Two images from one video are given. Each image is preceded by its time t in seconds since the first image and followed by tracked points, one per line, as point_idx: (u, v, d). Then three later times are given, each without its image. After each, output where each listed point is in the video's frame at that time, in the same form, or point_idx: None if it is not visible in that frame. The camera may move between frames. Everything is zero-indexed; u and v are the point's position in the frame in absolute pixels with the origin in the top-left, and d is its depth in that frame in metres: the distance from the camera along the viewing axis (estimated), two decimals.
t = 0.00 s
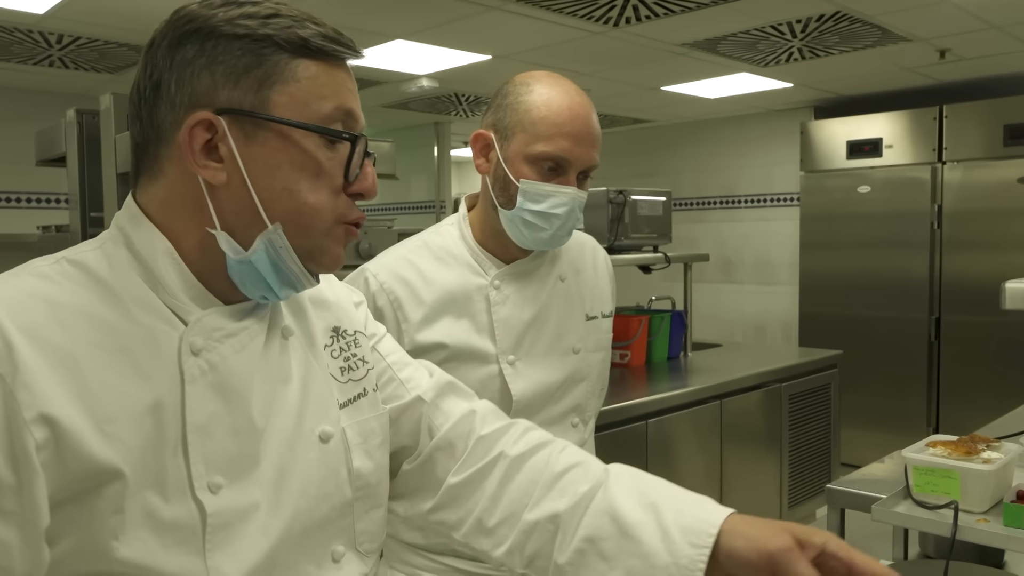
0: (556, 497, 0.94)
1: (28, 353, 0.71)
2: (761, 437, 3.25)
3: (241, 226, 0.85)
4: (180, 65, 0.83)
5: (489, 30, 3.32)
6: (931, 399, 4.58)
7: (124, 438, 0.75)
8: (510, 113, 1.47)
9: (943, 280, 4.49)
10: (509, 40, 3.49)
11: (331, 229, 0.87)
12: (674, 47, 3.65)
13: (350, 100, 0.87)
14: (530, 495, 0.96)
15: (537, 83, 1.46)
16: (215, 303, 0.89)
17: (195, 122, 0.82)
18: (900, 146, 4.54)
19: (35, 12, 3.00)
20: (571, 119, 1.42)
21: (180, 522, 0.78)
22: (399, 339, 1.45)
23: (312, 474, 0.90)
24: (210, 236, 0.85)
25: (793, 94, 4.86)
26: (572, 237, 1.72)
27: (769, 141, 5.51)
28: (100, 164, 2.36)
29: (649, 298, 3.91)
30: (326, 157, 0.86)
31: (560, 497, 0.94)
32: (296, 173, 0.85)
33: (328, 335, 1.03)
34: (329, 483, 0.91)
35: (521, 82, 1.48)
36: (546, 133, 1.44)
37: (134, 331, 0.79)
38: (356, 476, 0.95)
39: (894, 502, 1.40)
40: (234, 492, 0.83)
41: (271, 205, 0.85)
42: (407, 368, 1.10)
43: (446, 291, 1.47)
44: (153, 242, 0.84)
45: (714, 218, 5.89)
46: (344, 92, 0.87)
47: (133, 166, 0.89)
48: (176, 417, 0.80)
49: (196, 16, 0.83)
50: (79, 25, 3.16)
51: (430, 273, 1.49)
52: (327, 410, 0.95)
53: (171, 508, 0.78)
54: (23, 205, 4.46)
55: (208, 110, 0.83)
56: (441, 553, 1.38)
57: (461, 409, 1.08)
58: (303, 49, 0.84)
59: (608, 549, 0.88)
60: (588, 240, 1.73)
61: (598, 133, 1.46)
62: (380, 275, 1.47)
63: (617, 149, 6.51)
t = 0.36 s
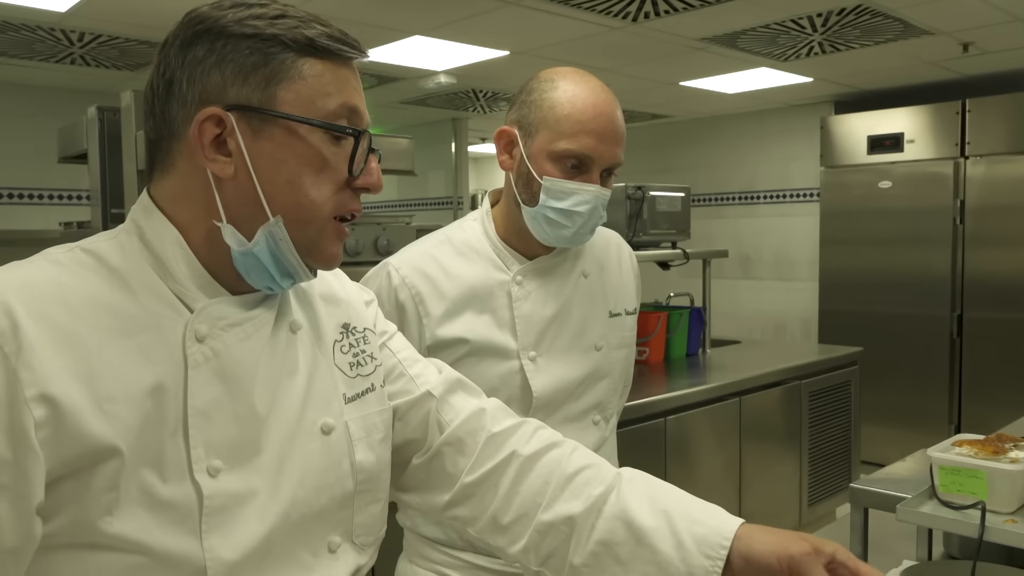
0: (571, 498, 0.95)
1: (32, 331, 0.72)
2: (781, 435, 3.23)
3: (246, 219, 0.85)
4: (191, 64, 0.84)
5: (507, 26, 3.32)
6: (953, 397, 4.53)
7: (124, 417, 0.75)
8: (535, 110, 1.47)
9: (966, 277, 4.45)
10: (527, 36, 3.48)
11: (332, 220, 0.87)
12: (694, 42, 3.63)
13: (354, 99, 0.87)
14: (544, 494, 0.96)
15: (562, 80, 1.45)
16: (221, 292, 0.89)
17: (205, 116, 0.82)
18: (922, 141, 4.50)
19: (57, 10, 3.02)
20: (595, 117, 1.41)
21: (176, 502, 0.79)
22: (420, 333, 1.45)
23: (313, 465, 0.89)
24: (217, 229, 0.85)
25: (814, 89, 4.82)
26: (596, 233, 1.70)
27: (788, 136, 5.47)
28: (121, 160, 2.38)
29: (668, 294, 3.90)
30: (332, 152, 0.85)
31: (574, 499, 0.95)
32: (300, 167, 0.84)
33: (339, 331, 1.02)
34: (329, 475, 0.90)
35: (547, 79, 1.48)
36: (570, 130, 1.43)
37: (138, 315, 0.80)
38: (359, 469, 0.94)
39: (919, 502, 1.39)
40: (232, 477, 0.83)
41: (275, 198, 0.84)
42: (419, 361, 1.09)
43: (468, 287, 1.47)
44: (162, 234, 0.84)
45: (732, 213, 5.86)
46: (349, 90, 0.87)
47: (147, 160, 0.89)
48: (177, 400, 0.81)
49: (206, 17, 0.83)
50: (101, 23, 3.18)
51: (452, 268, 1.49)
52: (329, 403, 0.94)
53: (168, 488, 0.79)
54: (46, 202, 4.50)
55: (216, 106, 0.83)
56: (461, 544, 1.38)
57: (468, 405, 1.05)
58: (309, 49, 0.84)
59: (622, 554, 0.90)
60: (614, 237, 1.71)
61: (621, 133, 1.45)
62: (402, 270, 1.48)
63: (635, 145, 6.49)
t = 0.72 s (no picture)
0: (593, 497, 0.95)
1: (55, 324, 0.73)
2: (798, 439, 3.21)
3: (263, 216, 0.86)
4: (214, 62, 0.84)
5: (524, 28, 3.32)
6: (972, 402, 4.49)
7: (143, 410, 0.76)
8: (550, 116, 1.47)
9: (985, 281, 4.41)
10: (544, 38, 3.48)
11: (350, 223, 0.87)
12: (711, 44, 3.62)
13: (373, 100, 0.87)
14: (564, 491, 0.96)
15: (576, 85, 1.45)
16: (238, 290, 0.89)
17: (225, 114, 0.83)
18: (942, 143, 4.46)
19: (79, 13, 3.05)
20: (610, 122, 1.41)
21: (192, 496, 0.79)
22: (436, 338, 1.46)
23: (327, 461, 0.90)
24: (236, 226, 0.86)
25: (832, 91, 4.79)
26: (613, 238, 1.70)
27: (806, 138, 5.44)
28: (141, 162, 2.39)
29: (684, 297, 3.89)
30: (349, 153, 0.86)
31: (595, 497, 0.94)
32: (318, 166, 0.85)
33: (353, 328, 1.03)
34: (345, 472, 0.90)
35: (561, 85, 1.48)
36: (587, 134, 1.43)
37: (157, 311, 0.81)
38: (373, 466, 0.94)
39: (940, 509, 1.38)
40: (248, 472, 0.84)
41: (292, 197, 0.85)
42: (433, 357, 1.09)
43: (485, 291, 1.47)
44: (178, 232, 0.85)
45: (749, 216, 5.83)
46: (368, 93, 0.87)
47: (168, 159, 0.90)
48: (194, 395, 0.82)
49: (231, 18, 0.84)
50: (121, 26, 3.21)
51: (469, 272, 1.49)
52: (345, 400, 0.94)
53: (185, 482, 0.79)
54: (65, 203, 4.54)
55: (237, 103, 0.84)
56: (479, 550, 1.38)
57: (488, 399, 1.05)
58: (330, 51, 0.84)
59: (645, 553, 0.90)
60: (630, 242, 1.70)
61: (637, 137, 1.45)
62: (419, 275, 1.48)
63: (651, 147, 6.48)
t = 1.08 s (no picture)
0: (608, 508, 0.96)
1: (84, 324, 0.75)
2: (811, 446, 3.20)
3: (288, 218, 0.87)
4: (245, 67, 0.86)
5: (538, 34, 3.33)
6: (987, 409, 4.46)
7: (169, 409, 0.78)
8: (567, 123, 1.47)
9: (1000, 288, 4.38)
10: (558, 44, 3.49)
11: (372, 226, 0.88)
12: (725, 50, 3.62)
13: (398, 106, 0.88)
14: (581, 504, 0.97)
15: (593, 92, 1.46)
16: (262, 292, 0.90)
17: (255, 116, 0.84)
18: (956, 149, 4.44)
19: (97, 19, 3.08)
20: (626, 129, 1.42)
21: (214, 496, 0.80)
22: (451, 343, 1.47)
23: (347, 466, 0.90)
24: (261, 228, 0.87)
25: (845, 97, 4.78)
26: (628, 245, 1.70)
27: (819, 144, 5.43)
28: (157, 165, 2.41)
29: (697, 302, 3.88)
30: (375, 158, 0.86)
31: (611, 509, 0.95)
32: (343, 171, 0.86)
33: (377, 336, 1.03)
34: (364, 477, 0.91)
35: (577, 92, 1.49)
36: (604, 140, 1.43)
37: (184, 313, 0.82)
38: (392, 473, 0.94)
39: (955, 517, 1.38)
40: (269, 474, 0.84)
41: (318, 200, 0.86)
42: (455, 370, 1.09)
43: (501, 297, 1.48)
44: (205, 234, 0.86)
45: (762, 222, 5.82)
46: (395, 99, 0.88)
47: (197, 162, 0.92)
48: (218, 396, 0.83)
49: (262, 24, 0.86)
50: (138, 32, 3.24)
51: (485, 278, 1.50)
52: (366, 405, 0.95)
53: (207, 482, 0.80)
54: (82, 207, 4.57)
55: (266, 107, 0.85)
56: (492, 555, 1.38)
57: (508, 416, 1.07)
58: (358, 58, 0.85)
59: (661, 564, 0.91)
60: (644, 249, 1.70)
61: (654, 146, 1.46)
62: (435, 279, 1.49)
63: (664, 152, 6.48)
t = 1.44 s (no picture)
0: (521, 553, 0.97)
1: (113, 333, 0.76)
2: (815, 448, 3.20)
3: (306, 229, 0.86)
4: (272, 74, 0.86)
5: (541, 37, 3.34)
6: (991, 411, 4.46)
7: (190, 423, 0.78)
8: (570, 125, 1.48)
9: (1003, 289, 4.38)
10: (561, 47, 3.50)
11: (389, 243, 0.87)
12: (728, 52, 3.63)
13: (423, 122, 0.87)
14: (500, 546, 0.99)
15: (597, 97, 1.46)
16: (278, 304, 0.90)
17: (277, 126, 0.84)
18: (959, 151, 4.45)
19: (101, 24, 3.09)
20: (629, 131, 1.42)
21: (233, 509, 0.81)
22: (457, 344, 1.47)
23: (354, 484, 0.91)
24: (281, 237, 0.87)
25: (848, 99, 4.78)
26: (633, 247, 1.70)
27: (822, 145, 5.43)
28: (162, 169, 2.42)
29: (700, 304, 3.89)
30: (395, 174, 0.86)
31: (523, 554, 0.97)
32: (363, 185, 0.85)
33: (383, 355, 1.04)
34: (368, 493, 0.92)
35: (581, 95, 1.49)
36: (609, 144, 1.44)
37: (204, 325, 0.83)
38: (394, 492, 0.95)
39: (958, 517, 1.38)
40: (282, 488, 0.84)
41: (336, 212, 0.85)
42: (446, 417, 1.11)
43: (506, 298, 1.49)
44: (228, 243, 0.86)
45: (765, 223, 5.82)
46: (419, 116, 0.87)
47: (220, 165, 0.91)
48: (237, 409, 0.83)
49: (292, 33, 0.86)
50: (141, 36, 3.25)
51: (490, 279, 1.51)
52: (372, 424, 0.96)
53: (227, 495, 0.81)
54: (86, 211, 4.58)
55: (291, 116, 0.85)
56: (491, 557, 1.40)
57: (475, 473, 1.09)
58: (385, 72, 0.85)
59: None
60: (649, 251, 1.71)
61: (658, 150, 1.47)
62: (441, 282, 1.51)
63: (666, 154, 6.48)
